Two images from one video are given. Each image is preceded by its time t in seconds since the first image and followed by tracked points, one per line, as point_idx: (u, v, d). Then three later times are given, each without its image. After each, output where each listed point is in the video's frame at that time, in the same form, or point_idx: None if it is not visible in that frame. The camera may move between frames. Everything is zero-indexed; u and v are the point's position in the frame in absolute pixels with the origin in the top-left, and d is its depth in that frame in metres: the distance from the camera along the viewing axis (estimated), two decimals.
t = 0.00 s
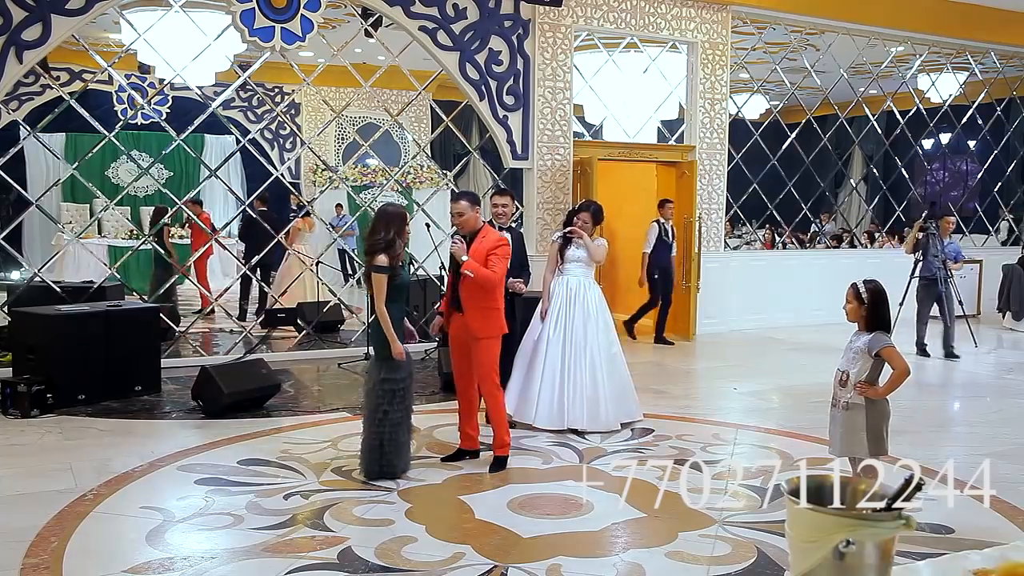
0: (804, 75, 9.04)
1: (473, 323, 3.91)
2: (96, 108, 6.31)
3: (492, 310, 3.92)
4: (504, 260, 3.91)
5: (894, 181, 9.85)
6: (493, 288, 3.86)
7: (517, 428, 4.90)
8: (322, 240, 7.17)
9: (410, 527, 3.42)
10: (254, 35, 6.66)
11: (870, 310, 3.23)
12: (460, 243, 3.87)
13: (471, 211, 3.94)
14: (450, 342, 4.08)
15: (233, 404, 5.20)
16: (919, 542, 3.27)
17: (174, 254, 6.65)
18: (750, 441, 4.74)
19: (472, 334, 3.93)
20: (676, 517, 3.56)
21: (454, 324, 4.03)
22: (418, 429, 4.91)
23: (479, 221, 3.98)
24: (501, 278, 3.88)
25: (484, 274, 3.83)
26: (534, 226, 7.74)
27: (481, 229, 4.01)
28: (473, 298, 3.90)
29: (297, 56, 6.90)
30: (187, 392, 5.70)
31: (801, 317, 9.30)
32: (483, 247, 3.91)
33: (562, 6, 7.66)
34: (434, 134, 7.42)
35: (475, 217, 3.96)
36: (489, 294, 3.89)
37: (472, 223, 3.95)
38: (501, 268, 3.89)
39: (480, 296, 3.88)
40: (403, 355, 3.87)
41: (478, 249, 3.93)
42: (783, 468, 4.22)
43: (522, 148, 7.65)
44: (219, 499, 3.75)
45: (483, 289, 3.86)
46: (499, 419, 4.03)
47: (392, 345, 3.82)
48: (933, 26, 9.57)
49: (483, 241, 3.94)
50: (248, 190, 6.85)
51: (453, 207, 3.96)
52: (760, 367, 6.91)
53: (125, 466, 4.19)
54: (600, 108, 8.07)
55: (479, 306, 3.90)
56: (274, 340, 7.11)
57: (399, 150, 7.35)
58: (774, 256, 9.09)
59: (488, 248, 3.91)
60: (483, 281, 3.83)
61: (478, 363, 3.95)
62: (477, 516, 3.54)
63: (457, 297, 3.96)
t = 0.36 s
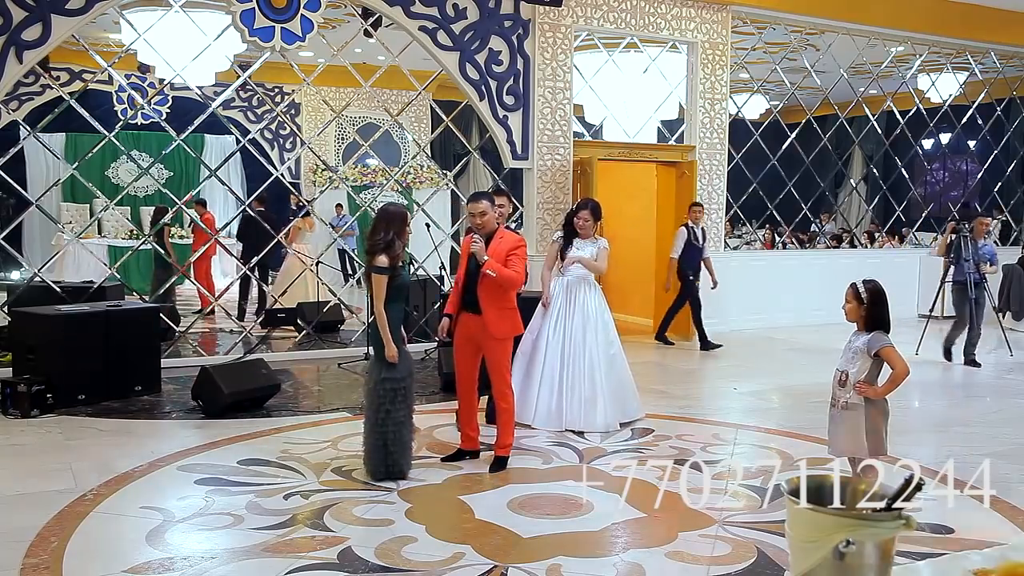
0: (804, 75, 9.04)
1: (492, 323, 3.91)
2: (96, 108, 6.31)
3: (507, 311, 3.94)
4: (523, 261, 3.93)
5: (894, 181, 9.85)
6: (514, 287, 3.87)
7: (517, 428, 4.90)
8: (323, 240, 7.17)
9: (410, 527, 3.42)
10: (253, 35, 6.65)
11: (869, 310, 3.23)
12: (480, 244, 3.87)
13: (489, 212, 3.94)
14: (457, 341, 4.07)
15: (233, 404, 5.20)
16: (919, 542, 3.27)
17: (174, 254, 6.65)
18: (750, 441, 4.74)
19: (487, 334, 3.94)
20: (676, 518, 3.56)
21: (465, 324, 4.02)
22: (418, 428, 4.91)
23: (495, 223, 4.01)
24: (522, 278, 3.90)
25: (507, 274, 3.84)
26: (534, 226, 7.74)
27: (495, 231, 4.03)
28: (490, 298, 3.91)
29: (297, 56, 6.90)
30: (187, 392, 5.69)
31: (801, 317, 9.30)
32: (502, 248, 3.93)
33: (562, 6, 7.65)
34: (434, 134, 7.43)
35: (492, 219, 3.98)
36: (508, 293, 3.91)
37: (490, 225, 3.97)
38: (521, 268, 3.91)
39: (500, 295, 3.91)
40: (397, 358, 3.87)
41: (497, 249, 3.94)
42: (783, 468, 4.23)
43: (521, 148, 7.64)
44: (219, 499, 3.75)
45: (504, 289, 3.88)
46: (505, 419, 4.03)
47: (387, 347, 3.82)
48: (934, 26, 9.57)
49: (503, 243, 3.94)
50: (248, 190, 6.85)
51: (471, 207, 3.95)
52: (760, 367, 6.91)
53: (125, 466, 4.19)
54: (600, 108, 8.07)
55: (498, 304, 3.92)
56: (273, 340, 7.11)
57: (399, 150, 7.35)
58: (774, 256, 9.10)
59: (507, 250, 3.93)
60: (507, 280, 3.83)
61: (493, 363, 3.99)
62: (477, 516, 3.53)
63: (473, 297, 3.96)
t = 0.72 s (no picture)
0: (804, 75, 9.05)
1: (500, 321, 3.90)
2: (96, 108, 6.31)
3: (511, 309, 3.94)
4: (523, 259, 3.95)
5: (894, 181, 9.86)
6: (513, 284, 3.87)
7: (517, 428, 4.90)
8: (322, 240, 7.17)
9: (410, 527, 3.42)
10: (253, 35, 6.64)
11: (869, 310, 3.23)
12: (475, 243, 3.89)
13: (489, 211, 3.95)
14: (460, 340, 4.04)
15: (233, 404, 5.20)
16: (919, 542, 3.27)
17: (173, 254, 6.65)
18: (750, 441, 4.74)
19: (495, 333, 3.94)
20: (677, 518, 3.56)
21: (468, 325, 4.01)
22: (418, 429, 4.91)
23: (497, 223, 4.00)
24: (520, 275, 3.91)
25: (502, 270, 3.86)
26: (534, 226, 7.74)
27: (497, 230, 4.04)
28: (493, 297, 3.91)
29: (297, 56, 6.90)
30: (187, 393, 5.69)
31: (801, 317, 9.30)
32: (502, 247, 3.95)
33: (562, 6, 7.65)
34: (434, 134, 7.43)
35: (492, 218, 3.98)
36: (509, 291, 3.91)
37: (490, 224, 3.97)
38: (520, 265, 3.93)
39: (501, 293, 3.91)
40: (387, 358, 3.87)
41: (497, 249, 3.96)
42: (783, 468, 4.23)
43: (522, 148, 7.63)
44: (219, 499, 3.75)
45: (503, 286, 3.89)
46: (506, 419, 4.04)
47: (378, 346, 3.82)
48: (934, 26, 9.56)
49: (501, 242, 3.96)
50: (248, 190, 6.85)
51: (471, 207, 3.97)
52: (760, 367, 6.91)
53: (125, 466, 4.19)
54: (600, 108, 8.06)
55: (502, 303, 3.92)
56: (274, 340, 7.12)
57: (399, 150, 7.35)
58: (774, 256, 9.10)
59: (506, 248, 3.94)
60: (502, 278, 3.85)
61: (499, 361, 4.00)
62: (476, 516, 3.53)
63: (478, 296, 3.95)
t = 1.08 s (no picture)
0: (804, 75, 9.05)
1: (479, 322, 3.93)
2: (96, 107, 6.31)
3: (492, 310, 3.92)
4: (499, 258, 3.92)
5: (894, 181, 9.86)
6: (489, 285, 3.88)
7: (517, 428, 4.90)
8: (322, 240, 7.17)
9: (410, 527, 3.42)
10: (253, 35, 6.64)
11: (869, 310, 3.23)
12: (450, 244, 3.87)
13: (462, 213, 3.91)
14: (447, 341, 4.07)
15: (233, 404, 5.20)
16: (920, 542, 3.26)
17: (173, 254, 6.66)
18: (750, 441, 4.74)
19: (477, 334, 3.95)
20: (677, 517, 3.56)
21: (455, 325, 4.03)
22: (417, 429, 4.91)
23: (473, 223, 3.96)
24: (497, 275, 3.90)
25: (477, 271, 3.86)
26: (534, 227, 7.73)
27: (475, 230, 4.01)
28: (473, 298, 3.91)
29: (297, 56, 6.90)
30: (188, 393, 5.69)
31: (800, 318, 9.30)
32: (478, 247, 3.93)
33: (562, 6, 7.64)
34: (434, 134, 7.43)
35: (467, 219, 3.93)
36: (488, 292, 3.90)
37: (466, 226, 3.93)
38: (496, 266, 3.91)
39: (480, 295, 3.90)
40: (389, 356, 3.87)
41: (474, 249, 3.95)
42: (783, 468, 4.23)
43: (522, 148, 7.63)
44: (219, 499, 3.75)
45: (481, 288, 3.89)
46: (499, 419, 4.05)
47: (379, 346, 3.82)
48: (934, 26, 9.56)
49: (477, 242, 3.94)
50: (247, 190, 6.85)
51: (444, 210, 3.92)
52: (760, 367, 6.91)
53: (125, 466, 4.19)
54: (600, 108, 8.06)
55: (481, 305, 3.91)
56: (274, 339, 7.12)
57: (399, 150, 7.35)
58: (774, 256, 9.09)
59: (483, 248, 3.92)
60: (476, 279, 3.86)
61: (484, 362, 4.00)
62: (476, 516, 3.53)
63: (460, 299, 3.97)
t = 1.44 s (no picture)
0: (805, 75, 9.05)
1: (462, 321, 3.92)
2: (98, 108, 6.32)
3: (473, 307, 3.92)
4: (484, 255, 3.94)
5: (896, 181, 9.86)
6: (473, 279, 3.88)
7: (519, 428, 4.91)
8: (324, 240, 7.17)
9: (412, 527, 3.42)
10: (255, 35, 6.64)
11: (870, 310, 3.23)
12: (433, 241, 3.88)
13: (447, 211, 3.96)
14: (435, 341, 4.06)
15: (235, 404, 5.20)
16: (923, 542, 3.26)
17: (174, 256, 6.65)
18: (753, 441, 4.73)
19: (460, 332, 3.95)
20: (679, 518, 3.55)
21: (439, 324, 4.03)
22: (419, 429, 4.92)
23: (457, 221, 4.00)
24: (481, 269, 3.91)
25: (464, 266, 3.86)
26: (535, 227, 7.73)
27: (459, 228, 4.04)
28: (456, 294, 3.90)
29: (299, 56, 6.90)
30: (190, 393, 5.70)
31: (802, 318, 9.29)
32: (462, 244, 3.93)
33: (563, 6, 7.64)
34: (436, 134, 7.43)
35: (452, 218, 3.98)
36: (471, 287, 3.91)
37: (451, 223, 3.97)
38: (481, 261, 3.92)
39: (464, 289, 3.89)
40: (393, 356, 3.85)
41: (459, 246, 3.95)
42: (785, 468, 4.23)
43: (523, 148, 7.63)
44: (222, 498, 3.75)
45: (465, 282, 3.89)
46: (482, 421, 4.04)
47: (383, 346, 3.82)
48: (936, 26, 9.55)
49: (462, 239, 3.95)
50: (249, 190, 6.85)
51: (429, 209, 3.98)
52: (763, 368, 6.90)
53: (128, 466, 4.20)
54: (602, 108, 8.05)
55: (464, 300, 3.90)
56: (276, 339, 7.12)
57: (400, 150, 7.35)
58: (776, 256, 9.08)
59: (468, 244, 3.93)
60: (463, 272, 3.86)
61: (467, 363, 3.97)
62: (478, 516, 3.53)
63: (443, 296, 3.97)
